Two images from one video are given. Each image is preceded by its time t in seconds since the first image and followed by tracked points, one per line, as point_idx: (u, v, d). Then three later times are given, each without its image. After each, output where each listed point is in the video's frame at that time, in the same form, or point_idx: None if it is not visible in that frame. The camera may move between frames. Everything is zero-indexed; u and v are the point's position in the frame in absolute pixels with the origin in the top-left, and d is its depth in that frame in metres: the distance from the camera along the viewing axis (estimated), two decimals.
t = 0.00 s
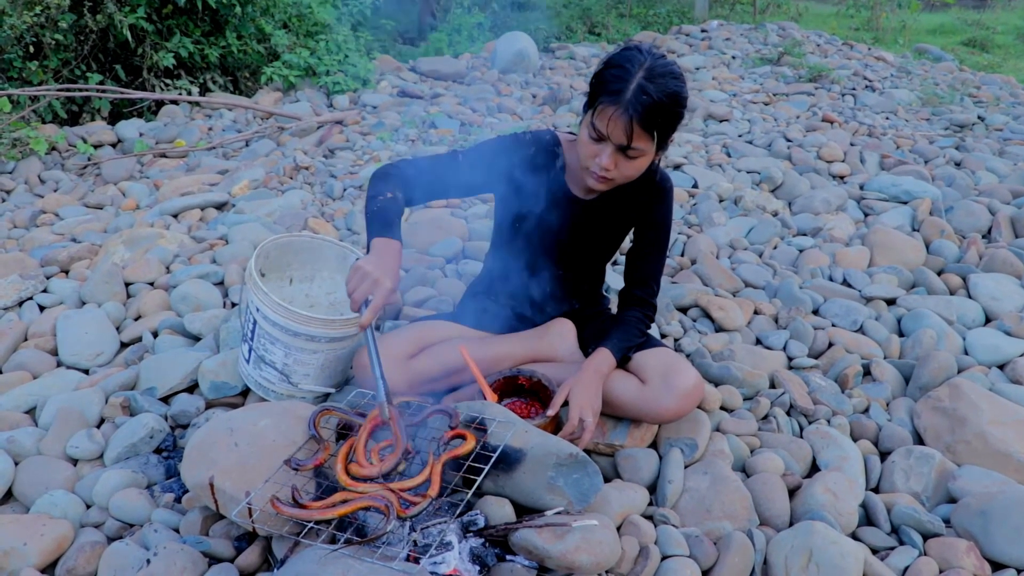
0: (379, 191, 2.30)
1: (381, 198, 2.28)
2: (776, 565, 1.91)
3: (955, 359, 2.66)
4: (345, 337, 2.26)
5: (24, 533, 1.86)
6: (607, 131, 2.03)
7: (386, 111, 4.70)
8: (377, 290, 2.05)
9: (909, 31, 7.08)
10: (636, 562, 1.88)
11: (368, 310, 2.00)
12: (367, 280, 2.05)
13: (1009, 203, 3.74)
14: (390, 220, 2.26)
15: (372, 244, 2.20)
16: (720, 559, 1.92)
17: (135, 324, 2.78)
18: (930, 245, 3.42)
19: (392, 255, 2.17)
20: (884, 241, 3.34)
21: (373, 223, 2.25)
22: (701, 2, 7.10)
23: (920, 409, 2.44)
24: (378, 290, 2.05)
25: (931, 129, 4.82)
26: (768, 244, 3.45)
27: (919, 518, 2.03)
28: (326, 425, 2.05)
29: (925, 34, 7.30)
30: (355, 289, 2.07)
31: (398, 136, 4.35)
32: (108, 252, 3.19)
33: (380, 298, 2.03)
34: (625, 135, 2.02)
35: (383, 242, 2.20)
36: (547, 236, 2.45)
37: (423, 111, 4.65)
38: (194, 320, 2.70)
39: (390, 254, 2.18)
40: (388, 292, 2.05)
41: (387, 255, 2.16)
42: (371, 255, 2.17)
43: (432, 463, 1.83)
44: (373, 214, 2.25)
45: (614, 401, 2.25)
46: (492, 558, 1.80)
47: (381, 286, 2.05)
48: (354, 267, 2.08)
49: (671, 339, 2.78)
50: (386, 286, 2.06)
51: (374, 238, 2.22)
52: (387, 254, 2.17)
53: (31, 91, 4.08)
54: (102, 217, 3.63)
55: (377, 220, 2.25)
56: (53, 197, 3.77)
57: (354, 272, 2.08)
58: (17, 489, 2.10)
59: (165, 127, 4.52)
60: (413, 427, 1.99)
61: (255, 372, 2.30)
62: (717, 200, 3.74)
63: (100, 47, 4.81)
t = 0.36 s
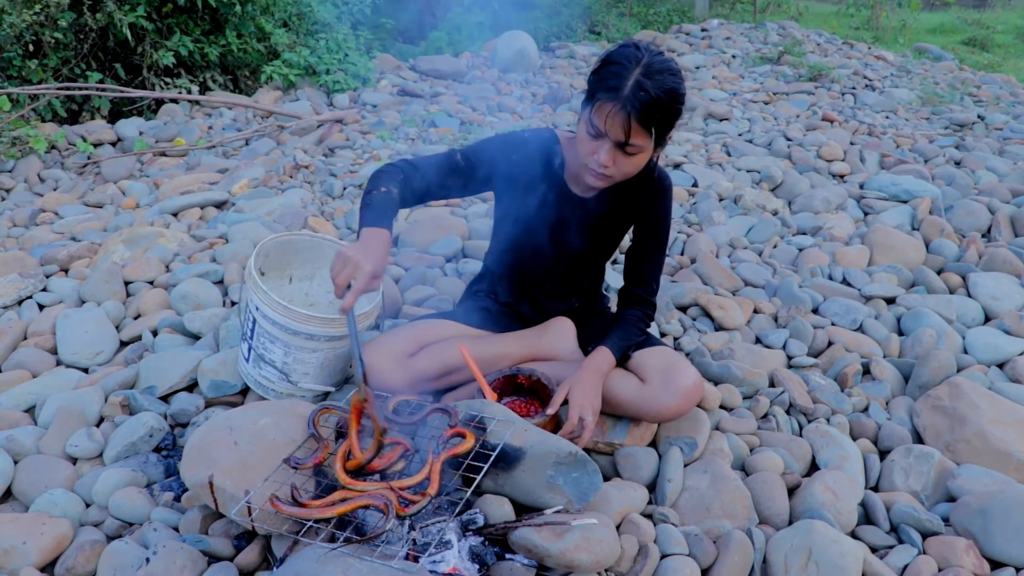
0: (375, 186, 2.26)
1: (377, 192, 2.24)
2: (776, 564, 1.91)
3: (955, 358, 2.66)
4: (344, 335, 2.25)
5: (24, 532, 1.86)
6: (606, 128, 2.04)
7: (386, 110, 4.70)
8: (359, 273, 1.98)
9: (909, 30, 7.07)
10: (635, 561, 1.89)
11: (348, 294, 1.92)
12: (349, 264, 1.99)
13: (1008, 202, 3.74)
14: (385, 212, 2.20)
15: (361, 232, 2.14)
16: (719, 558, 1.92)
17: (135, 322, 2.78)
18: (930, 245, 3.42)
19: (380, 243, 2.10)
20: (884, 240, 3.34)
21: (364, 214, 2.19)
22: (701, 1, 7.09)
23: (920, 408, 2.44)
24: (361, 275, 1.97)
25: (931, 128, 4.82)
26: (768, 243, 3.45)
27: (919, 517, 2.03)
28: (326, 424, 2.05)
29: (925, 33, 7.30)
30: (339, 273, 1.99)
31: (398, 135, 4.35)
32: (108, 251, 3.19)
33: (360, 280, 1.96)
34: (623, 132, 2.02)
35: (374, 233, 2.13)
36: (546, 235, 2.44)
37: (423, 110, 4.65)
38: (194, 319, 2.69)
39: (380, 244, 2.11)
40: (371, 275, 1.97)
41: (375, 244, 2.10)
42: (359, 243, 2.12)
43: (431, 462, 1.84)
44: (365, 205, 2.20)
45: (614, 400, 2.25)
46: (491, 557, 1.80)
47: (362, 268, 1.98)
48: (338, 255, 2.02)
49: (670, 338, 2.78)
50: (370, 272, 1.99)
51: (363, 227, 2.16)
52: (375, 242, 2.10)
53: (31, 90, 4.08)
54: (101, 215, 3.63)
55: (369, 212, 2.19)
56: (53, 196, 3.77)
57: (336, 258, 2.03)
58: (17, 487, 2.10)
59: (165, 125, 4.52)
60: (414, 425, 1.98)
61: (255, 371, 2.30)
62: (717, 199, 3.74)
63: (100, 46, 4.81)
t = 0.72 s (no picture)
0: (377, 177, 2.29)
1: (377, 182, 2.28)
2: (776, 563, 1.91)
3: (955, 357, 2.66)
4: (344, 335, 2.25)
5: (24, 532, 1.86)
6: (604, 124, 2.03)
7: (385, 109, 4.70)
8: (350, 257, 2.00)
9: (909, 29, 7.08)
10: (635, 560, 1.89)
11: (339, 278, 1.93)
12: (342, 247, 2.00)
13: (1007, 201, 3.74)
14: (382, 202, 2.23)
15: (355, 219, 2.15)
16: (719, 557, 1.92)
17: (135, 322, 2.78)
18: (929, 244, 3.43)
19: (376, 229, 2.12)
20: (883, 239, 3.35)
21: (361, 203, 2.22)
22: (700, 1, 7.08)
23: (919, 407, 2.44)
24: (354, 260, 1.98)
25: (930, 128, 4.82)
26: (767, 242, 3.45)
27: (918, 516, 2.03)
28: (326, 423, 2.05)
29: (924, 33, 7.30)
30: (331, 259, 2.01)
31: (398, 135, 4.35)
32: (107, 251, 3.19)
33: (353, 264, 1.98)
34: (621, 127, 2.02)
35: (369, 219, 2.15)
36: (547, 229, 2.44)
37: (422, 110, 4.65)
38: (194, 319, 2.69)
39: (376, 231, 2.12)
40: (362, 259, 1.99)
41: (370, 230, 2.10)
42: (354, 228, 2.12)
43: (431, 462, 1.84)
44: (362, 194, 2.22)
45: (613, 400, 2.25)
46: (491, 557, 1.81)
47: (354, 252, 2.00)
48: (331, 240, 2.03)
49: (670, 338, 2.78)
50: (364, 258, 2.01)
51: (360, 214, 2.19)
52: (370, 228, 2.11)
53: (30, 90, 4.08)
54: (101, 215, 3.63)
55: (367, 201, 2.22)
56: (53, 196, 3.77)
57: (330, 241, 2.03)
58: (17, 487, 2.10)
59: (165, 125, 4.52)
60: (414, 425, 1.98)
61: (254, 371, 2.31)
62: (716, 199, 3.74)
63: (99, 46, 4.81)
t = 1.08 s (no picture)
0: (379, 168, 2.28)
1: (379, 173, 2.26)
2: (776, 563, 1.92)
3: (954, 356, 2.67)
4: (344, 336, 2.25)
5: (24, 533, 1.86)
6: (606, 119, 2.04)
7: (384, 110, 4.71)
8: (351, 242, 1.99)
9: (907, 29, 7.08)
10: (635, 560, 1.89)
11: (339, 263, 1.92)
12: (342, 234, 2.00)
13: (1006, 200, 3.74)
14: (384, 193, 2.22)
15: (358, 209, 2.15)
16: (719, 557, 1.92)
17: (135, 323, 2.78)
18: (928, 243, 3.43)
19: (377, 218, 2.11)
20: (882, 239, 3.35)
21: (362, 192, 2.21)
22: (699, 0, 7.08)
23: (919, 406, 2.44)
24: (354, 247, 1.98)
25: (929, 127, 4.82)
26: (766, 242, 3.45)
27: (918, 515, 2.03)
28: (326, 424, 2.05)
29: (922, 32, 7.31)
30: (332, 245, 2.01)
31: (397, 135, 4.35)
32: (107, 252, 3.19)
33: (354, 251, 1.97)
34: (623, 122, 2.02)
35: (371, 209, 2.14)
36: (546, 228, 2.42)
37: (421, 110, 4.65)
38: (194, 320, 2.69)
39: (377, 221, 2.12)
40: (363, 245, 1.99)
41: (371, 220, 2.10)
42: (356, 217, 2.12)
43: (431, 462, 1.84)
44: (364, 184, 2.21)
45: (613, 399, 2.25)
46: (492, 557, 1.81)
47: (355, 238, 2.00)
48: (332, 227, 2.03)
49: (669, 338, 2.78)
50: (365, 245, 2.00)
51: (361, 203, 2.18)
52: (372, 217, 2.11)
53: (30, 91, 4.08)
54: (100, 216, 3.63)
55: (369, 190, 2.21)
56: (52, 196, 3.77)
57: (330, 227, 2.04)
58: (17, 488, 2.10)
59: (164, 126, 4.52)
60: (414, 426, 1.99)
61: (254, 371, 2.31)
62: (715, 199, 3.74)
63: (98, 47, 4.81)
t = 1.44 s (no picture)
0: (379, 168, 2.23)
1: (379, 173, 2.21)
2: (776, 564, 1.92)
3: (954, 358, 2.67)
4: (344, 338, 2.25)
5: (24, 536, 1.86)
6: (606, 117, 2.04)
7: (384, 112, 4.71)
8: (352, 239, 1.96)
9: (905, 31, 7.08)
10: (636, 562, 1.89)
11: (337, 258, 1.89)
12: (345, 229, 1.97)
13: (1005, 201, 3.75)
14: (385, 192, 2.17)
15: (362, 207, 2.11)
16: (719, 558, 1.92)
17: (134, 326, 2.78)
18: (928, 244, 3.43)
19: (376, 216, 2.08)
20: (882, 240, 3.35)
21: (362, 191, 2.15)
22: (698, 2, 7.08)
23: (919, 407, 2.44)
24: (353, 241, 1.95)
25: (928, 128, 4.82)
26: (766, 244, 3.45)
27: (918, 516, 2.03)
28: (326, 426, 2.04)
29: (920, 34, 7.32)
30: (332, 240, 1.97)
31: (396, 137, 4.36)
32: (107, 255, 3.19)
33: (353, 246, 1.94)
34: (623, 120, 2.02)
35: (372, 206, 2.11)
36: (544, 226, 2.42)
37: (421, 112, 4.65)
38: (193, 322, 2.69)
39: (377, 219, 2.07)
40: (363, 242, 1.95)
41: (372, 219, 2.06)
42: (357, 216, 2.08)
43: (432, 464, 1.84)
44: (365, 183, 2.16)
45: (613, 401, 2.25)
46: (492, 559, 1.81)
47: (355, 232, 1.97)
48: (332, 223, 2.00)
49: (669, 340, 2.78)
50: (364, 241, 1.97)
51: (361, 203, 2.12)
52: (372, 215, 2.07)
53: (29, 94, 4.08)
54: (100, 219, 3.63)
55: (370, 189, 2.16)
56: (52, 199, 3.77)
57: (332, 222, 2.00)
58: (17, 491, 2.10)
59: (164, 128, 4.52)
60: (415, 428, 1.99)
61: (254, 374, 2.31)
62: (714, 201, 3.74)
63: (98, 49, 4.81)
